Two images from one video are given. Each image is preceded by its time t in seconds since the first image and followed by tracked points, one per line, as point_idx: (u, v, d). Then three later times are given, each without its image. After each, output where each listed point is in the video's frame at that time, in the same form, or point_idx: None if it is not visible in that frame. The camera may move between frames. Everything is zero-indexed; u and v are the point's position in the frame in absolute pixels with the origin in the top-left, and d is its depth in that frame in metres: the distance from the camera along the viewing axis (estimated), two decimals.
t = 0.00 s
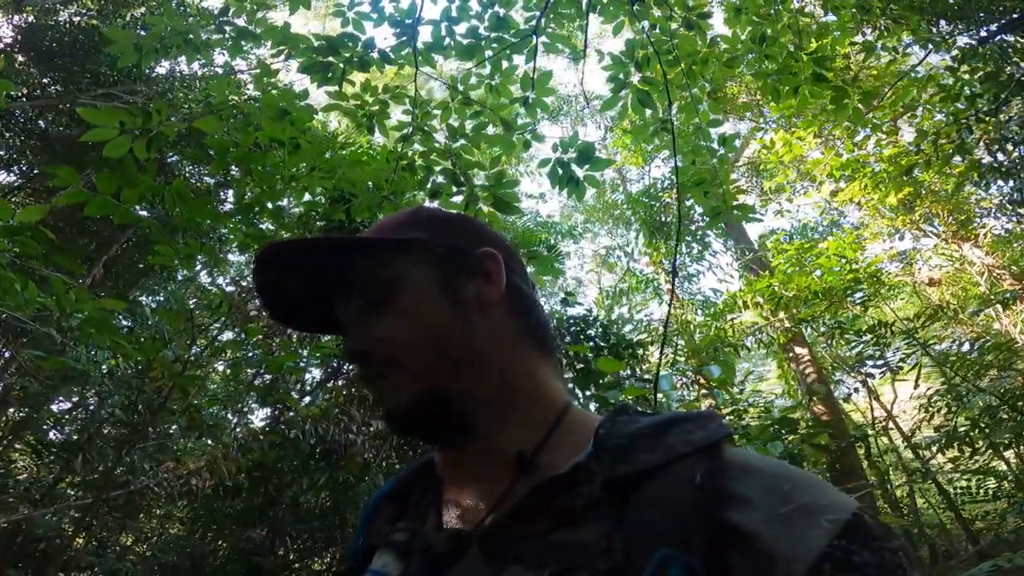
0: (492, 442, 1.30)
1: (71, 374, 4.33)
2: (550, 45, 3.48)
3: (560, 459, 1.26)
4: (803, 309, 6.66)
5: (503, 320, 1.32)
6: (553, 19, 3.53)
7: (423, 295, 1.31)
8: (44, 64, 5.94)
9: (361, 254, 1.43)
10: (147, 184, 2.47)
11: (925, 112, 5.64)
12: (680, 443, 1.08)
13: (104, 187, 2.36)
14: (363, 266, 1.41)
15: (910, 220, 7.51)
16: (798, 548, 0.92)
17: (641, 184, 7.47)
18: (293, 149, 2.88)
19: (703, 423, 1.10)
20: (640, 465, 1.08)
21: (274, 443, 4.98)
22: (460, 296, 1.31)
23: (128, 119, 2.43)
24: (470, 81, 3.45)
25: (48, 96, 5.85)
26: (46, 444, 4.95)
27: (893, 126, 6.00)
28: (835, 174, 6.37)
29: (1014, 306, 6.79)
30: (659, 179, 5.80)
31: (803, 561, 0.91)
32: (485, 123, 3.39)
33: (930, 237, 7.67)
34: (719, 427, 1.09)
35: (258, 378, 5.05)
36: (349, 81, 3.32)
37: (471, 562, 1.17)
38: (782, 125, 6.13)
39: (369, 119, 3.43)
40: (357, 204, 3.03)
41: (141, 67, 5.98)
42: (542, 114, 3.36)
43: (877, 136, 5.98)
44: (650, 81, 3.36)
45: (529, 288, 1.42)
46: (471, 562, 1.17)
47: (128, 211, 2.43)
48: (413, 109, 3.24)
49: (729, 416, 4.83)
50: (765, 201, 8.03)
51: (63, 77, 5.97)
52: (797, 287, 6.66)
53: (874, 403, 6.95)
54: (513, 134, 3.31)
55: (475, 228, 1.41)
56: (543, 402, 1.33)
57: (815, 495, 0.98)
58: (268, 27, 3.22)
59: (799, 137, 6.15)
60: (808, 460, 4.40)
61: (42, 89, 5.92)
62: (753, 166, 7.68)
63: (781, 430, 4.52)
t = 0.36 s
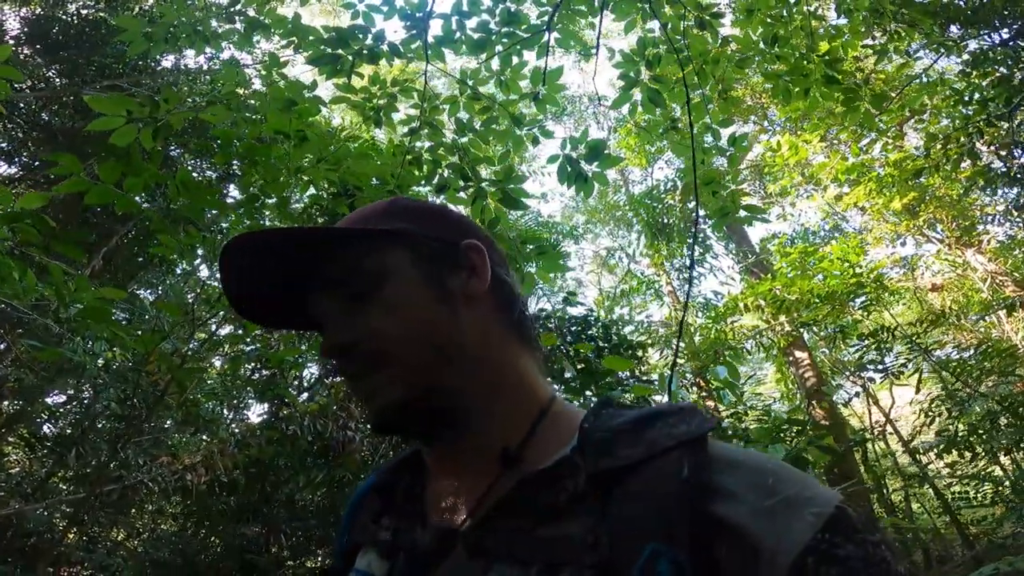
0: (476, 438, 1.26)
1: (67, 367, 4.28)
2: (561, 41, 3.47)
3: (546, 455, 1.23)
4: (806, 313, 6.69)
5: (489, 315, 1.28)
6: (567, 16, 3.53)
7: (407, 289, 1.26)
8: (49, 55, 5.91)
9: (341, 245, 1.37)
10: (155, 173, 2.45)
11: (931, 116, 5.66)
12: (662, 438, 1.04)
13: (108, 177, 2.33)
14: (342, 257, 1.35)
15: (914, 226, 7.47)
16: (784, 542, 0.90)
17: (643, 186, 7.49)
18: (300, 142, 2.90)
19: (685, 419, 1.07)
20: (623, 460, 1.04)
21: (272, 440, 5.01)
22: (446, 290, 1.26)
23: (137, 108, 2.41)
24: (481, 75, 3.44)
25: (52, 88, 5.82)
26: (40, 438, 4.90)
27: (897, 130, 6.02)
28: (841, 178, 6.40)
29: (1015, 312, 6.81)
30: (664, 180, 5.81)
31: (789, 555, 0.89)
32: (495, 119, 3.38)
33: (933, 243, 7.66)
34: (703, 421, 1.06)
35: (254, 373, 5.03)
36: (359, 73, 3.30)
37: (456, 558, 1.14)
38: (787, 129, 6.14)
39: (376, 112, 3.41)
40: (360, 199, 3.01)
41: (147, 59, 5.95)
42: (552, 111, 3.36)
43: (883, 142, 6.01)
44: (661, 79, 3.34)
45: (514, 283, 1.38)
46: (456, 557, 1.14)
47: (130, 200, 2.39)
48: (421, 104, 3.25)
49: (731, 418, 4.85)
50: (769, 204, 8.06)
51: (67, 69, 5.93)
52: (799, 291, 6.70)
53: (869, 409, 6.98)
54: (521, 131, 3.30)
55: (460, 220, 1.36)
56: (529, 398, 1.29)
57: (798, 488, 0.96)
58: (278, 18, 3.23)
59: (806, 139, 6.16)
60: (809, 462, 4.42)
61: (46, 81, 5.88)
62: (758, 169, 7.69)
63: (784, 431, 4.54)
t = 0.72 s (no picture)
0: (472, 458, 1.26)
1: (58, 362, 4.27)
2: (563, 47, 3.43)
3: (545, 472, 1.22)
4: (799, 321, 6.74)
5: (481, 333, 1.26)
6: (570, 22, 3.54)
7: (395, 312, 1.24)
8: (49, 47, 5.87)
9: (327, 269, 1.35)
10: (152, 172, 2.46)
11: (929, 127, 5.70)
12: (669, 455, 1.05)
13: (103, 174, 2.34)
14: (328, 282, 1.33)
15: (908, 237, 7.53)
16: (795, 558, 0.93)
17: (641, 190, 7.51)
18: (299, 142, 2.92)
19: (691, 435, 1.08)
20: (630, 478, 1.05)
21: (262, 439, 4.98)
22: (434, 312, 1.24)
23: (137, 107, 2.42)
24: (482, 80, 3.45)
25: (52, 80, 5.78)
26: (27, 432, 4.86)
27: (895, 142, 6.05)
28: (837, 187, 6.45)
29: (1005, 324, 6.87)
30: (662, 186, 5.84)
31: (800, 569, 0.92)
32: (496, 124, 3.39)
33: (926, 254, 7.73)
34: (708, 437, 1.07)
35: (248, 372, 5.02)
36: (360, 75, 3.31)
37: None
38: (786, 137, 6.17)
39: (377, 114, 3.42)
40: (361, 199, 3.02)
41: (148, 53, 5.93)
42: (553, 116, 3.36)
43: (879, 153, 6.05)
44: (663, 87, 3.36)
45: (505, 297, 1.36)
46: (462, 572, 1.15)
47: (126, 199, 2.40)
48: (422, 108, 3.25)
49: (722, 425, 4.88)
50: (765, 212, 8.11)
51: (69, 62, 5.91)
52: (793, 299, 6.75)
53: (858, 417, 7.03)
54: (521, 137, 3.32)
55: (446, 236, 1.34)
56: (526, 415, 1.29)
57: (809, 500, 0.99)
58: (282, 18, 3.24)
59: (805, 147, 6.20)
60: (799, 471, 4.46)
61: (46, 73, 5.85)
62: (756, 176, 7.74)
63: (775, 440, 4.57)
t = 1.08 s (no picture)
0: (470, 454, 1.27)
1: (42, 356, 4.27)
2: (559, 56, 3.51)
3: (543, 466, 1.23)
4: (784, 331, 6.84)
5: (478, 330, 1.27)
6: (567, 31, 3.58)
7: (391, 312, 1.24)
8: (47, 40, 5.87)
9: (317, 271, 1.34)
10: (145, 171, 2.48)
11: (917, 140, 5.79)
12: (665, 445, 1.10)
13: (99, 172, 2.37)
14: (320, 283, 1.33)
15: (893, 250, 7.65)
16: (792, 545, 0.94)
17: (633, 198, 7.60)
18: (294, 144, 3.01)
19: (688, 426, 1.13)
20: (627, 468, 1.08)
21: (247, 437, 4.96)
22: (430, 310, 1.25)
23: (134, 105, 2.44)
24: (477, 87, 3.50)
25: (49, 74, 5.79)
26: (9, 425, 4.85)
27: (884, 154, 6.14)
28: (825, 199, 6.55)
29: (986, 337, 6.98)
30: (654, 194, 5.91)
31: (798, 557, 0.93)
32: (489, 131, 3.43)
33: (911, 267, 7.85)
34: (705, 428, 1.12)
35: (234, 368, 5.03)
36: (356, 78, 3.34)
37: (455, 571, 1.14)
38: (777, 147, 6.26)
39: (373, 117, 3.45)
40: (353, 201, 3.05)
41: (147, 49, 5.93)
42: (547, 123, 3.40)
43: (867, 165, 6.15)
44: (656, 98, 3.41)
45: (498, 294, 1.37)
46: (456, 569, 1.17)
47: (121, 196, 2.44)
48: (416, 113, 3.29)
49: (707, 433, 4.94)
50: (755, 222, 8.21)
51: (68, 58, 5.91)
52: (777, 309, 6.85)
53: (841, 427, 7.13)
54: (513, 143, 3.35)
55: (439, 233, 1.34)
56: (524, 410, 1.30)
57: (807, 486, 1.01)
58: (282, 20, 3.27)
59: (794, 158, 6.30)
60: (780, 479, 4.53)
61: (44, 66, 5.85)
62: (747, 187, 7.84)
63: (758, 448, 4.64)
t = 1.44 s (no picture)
0: (476, 447, 1.31)
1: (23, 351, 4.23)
2: (554, 61, 3.52)
3: (548, 462, 1.28)
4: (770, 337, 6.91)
5: (488, 325, 1.32)
6: (562, 38, 3.63)
7: (406, 306, 1.27)
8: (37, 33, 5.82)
9: (329, 264, 1.36)
10: (135, 167, 2.48)
11: (903, 151, 5.88)
12: (670, 444, 1.12)
13: (88, 169, 2.36)
14: (332, 273, 1.35)
15: (876, 259, 7.76)
16: (795, 545, 0.97)
17: (623, 204, 7.65)
18: (287, 143, 3.02)
19: (693, 424, 1.15)
20: (632, 468, 1.11)
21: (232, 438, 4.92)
22: (443, 305, 1.29)
23: (124, 102, 2.47)
24: (471, 91, 3.53)
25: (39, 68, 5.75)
26: None
27: (870, 165, 6.24)
28: (812, 207, 6.64)
29: (965, 346, 7.10)
30: (644, 200, 5.98)
31: (802, 559, 0.95)
32: (483, 134, 3.45)
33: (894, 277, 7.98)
34: (710, 426, 1.14)
35: (219, 368, 5.01)
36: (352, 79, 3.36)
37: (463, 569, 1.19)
38: (765, 156, 6.35)
39: (367, 118, 3.44)
40: (344, 202, 3.06)
41: (140, 45, 5.91)
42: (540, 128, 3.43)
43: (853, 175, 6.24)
44: (648, 106, 3.45)
45: (505, 289, 1.42)
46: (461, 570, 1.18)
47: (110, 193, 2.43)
48: (411, 115, 3.31)
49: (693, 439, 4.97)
50: (742, 230, 8.30)
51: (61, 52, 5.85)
52: (763, 316, 6.93)
53: (823, 433, 7.21)
54: (507, 147, 3.37)
55: (450, 227, 1.38)
56: (530, 407, 1.35)
57: (813, 489, 1.03)
58: (279, 19, 3.27)
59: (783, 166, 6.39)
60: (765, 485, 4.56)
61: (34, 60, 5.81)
62: (735, 195, 7.93)
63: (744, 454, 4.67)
